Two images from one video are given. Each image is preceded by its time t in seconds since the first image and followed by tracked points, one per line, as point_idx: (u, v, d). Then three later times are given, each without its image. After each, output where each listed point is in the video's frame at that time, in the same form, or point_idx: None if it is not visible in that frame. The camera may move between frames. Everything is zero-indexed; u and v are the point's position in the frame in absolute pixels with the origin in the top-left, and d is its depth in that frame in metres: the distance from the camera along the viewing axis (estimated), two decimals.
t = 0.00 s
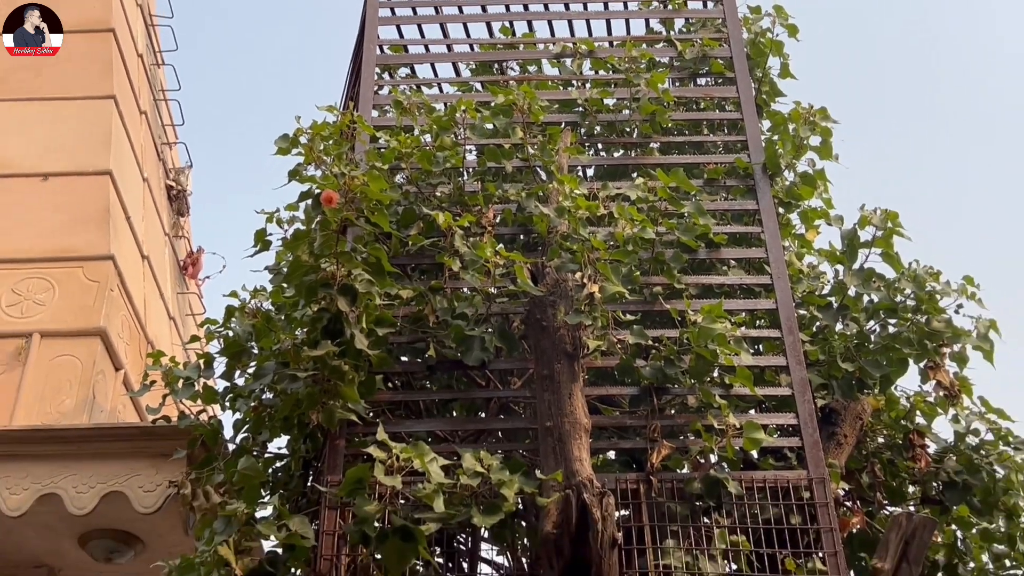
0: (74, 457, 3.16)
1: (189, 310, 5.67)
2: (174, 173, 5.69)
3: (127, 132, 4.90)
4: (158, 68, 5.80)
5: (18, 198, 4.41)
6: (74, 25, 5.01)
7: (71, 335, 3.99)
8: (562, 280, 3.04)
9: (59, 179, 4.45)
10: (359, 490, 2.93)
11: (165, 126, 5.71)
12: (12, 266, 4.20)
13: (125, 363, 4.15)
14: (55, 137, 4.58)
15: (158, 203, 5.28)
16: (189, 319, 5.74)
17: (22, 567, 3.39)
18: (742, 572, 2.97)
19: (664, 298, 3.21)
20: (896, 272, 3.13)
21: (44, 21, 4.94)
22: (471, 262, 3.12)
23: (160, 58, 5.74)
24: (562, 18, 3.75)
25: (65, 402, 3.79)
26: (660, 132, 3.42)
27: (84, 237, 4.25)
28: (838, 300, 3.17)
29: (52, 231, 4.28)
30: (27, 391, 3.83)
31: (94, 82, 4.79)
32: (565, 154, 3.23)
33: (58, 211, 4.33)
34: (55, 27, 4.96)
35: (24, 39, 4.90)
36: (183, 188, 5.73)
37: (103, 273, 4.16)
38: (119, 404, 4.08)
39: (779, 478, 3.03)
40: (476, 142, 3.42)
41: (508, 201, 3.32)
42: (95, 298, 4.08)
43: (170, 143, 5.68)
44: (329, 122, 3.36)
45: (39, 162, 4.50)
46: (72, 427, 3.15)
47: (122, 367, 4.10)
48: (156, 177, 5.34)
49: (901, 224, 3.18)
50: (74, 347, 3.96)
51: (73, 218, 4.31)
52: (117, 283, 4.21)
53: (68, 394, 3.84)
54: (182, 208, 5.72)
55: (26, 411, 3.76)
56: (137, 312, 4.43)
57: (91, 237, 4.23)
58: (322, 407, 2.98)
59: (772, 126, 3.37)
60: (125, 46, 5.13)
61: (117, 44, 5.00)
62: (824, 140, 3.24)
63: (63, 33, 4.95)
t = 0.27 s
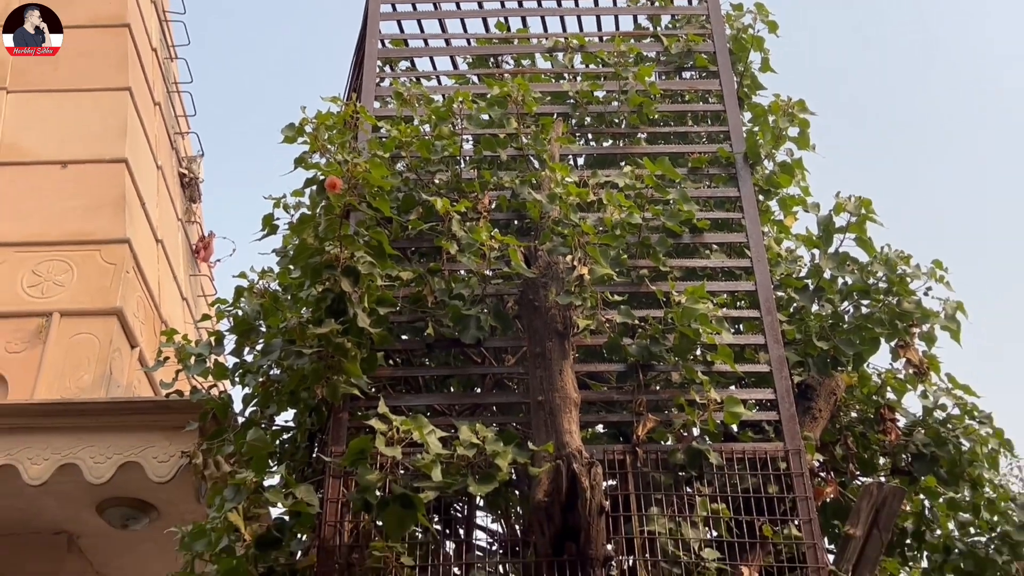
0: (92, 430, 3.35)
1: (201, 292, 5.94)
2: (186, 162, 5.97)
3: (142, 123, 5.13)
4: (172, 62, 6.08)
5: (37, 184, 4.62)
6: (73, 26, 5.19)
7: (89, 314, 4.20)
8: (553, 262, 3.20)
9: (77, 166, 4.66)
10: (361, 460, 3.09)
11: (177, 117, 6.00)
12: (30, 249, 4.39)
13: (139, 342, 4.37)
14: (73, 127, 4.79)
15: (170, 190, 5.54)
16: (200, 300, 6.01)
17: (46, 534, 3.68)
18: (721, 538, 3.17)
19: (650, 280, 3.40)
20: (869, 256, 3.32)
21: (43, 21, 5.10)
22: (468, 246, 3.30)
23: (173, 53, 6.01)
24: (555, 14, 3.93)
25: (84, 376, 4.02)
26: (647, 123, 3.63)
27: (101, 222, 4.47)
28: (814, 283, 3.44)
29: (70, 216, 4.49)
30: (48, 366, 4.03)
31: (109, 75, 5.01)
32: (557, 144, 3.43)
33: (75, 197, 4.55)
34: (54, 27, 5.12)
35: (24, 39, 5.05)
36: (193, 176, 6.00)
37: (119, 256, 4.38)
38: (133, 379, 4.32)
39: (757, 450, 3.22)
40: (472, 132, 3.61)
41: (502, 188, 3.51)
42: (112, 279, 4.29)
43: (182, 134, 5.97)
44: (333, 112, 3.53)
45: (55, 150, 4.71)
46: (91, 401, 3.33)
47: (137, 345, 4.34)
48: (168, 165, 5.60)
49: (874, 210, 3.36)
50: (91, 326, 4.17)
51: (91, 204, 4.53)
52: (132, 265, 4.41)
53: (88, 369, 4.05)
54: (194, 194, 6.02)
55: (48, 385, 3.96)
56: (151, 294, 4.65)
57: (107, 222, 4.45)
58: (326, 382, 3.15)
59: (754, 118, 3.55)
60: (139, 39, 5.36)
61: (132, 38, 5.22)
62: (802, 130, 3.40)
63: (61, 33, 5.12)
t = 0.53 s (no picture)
0: (109, 403, 3.54)
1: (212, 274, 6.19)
2: (199, 150, 6.19)
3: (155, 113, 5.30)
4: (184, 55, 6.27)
5: (54, 170, 4.82)
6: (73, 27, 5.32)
7: (106, 294, 4.41)
8: (546, 246, 3.39)
9: (92, 154, 4.85)
10: (364, 432, 3.27)
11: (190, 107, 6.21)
12: (50, 234, 4.60)
13: (154, 321, 4.58)
14: (89, 116, 4.97)
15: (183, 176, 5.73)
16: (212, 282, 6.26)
17: (63, 502, 3.87)
18: (703, 507, 3.36)
19: (638, 263, 3.59)
20: (845, 241, 3.51)
21: (43, 22, 5.22)
22: (465, 230, 3.48)
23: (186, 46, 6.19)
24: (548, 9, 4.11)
25: (101, 353, 4.22)
26: (635, 114, 3.82)
27: (116, 208, 4.67)
28: (792, 265, 3.62)
29: (87, 202, 4.69)
30: (67, 343, 4.25)
31: (124, 66, 5.18)
32: (550, 133, 3.61)
33: (93, 184, 4.74)
34: (53, 27, 5.25)
35: (24, 39, 5.19)
36: (205, 163, 6.23)
37: (134, 240, 4.57)
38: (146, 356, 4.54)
39: (738, 423, 3.41)
40: (469, 121, 3.78)
41: (498, 174, 3.68)
42: (127, 262, 4.49)
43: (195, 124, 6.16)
44: (337, 103, 3.73)
45: (71, 139, 4.89)
46: (107, 376, 3.51)
47: (152, 324, 4.54)
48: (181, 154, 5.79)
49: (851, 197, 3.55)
50: (108, 305, 4.38)
51: (107, 190, 4.72)
52: (146, 248, 4.62)
53: (105, 346, 4.27)
54: (205, 181, 6.26)
55: (68, 361, 4.19)
56: (165, 275, 4.86)
57: (122, 208, 4.65)
58: (330, 358, 3.33)
59: (736, 109, 3.74)
60: (153, 31, 5.52)
61: (145, 30, 5.38)
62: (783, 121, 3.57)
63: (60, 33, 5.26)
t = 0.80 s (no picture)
0: (118, 380, 3.67)
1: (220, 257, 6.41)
2: (206, 137, 6.32)
3: (162, 100, 5.45)
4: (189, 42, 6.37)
5: (67, 156, 4.97)
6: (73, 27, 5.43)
7: (114, 275, 4.55)
8: (541, 229, 3.52)
9: (103, 140, 5.00)
10: (365, 408, 3.38)
11: (196, 94, 6.33)
12: (62, 217, 4.75)
13: (162, 301, 4.71)
14: (99, 103, 5.13)
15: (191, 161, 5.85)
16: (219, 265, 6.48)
17: (75, 477, 4.00)
18: (692, 480, 3.48)
19: (630, 246, 3.73)
20: (830, 225, 3.64)
21: (44, 21, 5.34)
22: (463, 213, 3.63)
23: (192, 34, 6.30)
24: None
25: (110, 332, 4.35)
26: (628, 102, 3.94)
27: (127, 191, 4.82)
28: (779, 249, 3.77)
29: (98, 187, 4.84)
30: (77, 322, 4.39)
31: (132, 54, 5.32)
32: (545, 120, 3.74)
33: (104, 169, 4.89)
34: (53, 26, 5.37)
35: (24, 38, 5.32)
36: (211, 150, 6.36)
37: (142, 223, 4.72)
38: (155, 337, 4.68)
39: (725, 400, 3.55)
40: (466, 108, 3.89)
41: (494, 160, 3.80)
42: (135, 245, 4.63)
43: (201, 111, 6.28)
44: (338, 90, 3.85)
45: (83, 126, 5.04)
46: (116, 354, 3.64)
47: (159, 304, 4.67)
48: (188, 141, 5.94)
49: (835, 182, 3.67)
50: (116, 287, 4.52)
51: (117, 175, 4.87)
52: (154, 231, 4.76)
53: (114, 326, 4.39)
54: (212, 166, 6.41)
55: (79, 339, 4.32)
56: (171, 258, 4.99)
57: (133, 191, 4.80)
58: (332, 337, 3.44)
59: (726, 96, 3.86)
60: (160, 20, 5.65)
61: (152, 18, 5.51)
62: (770, 108, 3.69)
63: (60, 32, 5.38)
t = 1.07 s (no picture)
0: (128, 357, 3.79)
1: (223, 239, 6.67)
2: (210, 123, 6.62)
3: (169, 85, 5.67)
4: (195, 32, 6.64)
5: (76, 142, 5.21)
6: (71, 28, 5.60)
7: (123, 257, 4.78)
8: (536, 212, 3.64)
9: (112, 125, 5.24)
10: (366, 384, 3.50)
11: (201, 82, 6.62)
12: (74, 199, 4.99)
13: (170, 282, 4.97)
14: (108, 89, 5.36)
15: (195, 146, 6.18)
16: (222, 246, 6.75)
17: (87, 450, 4.15)
18: (681, 454, 3.61)
19: (622, 229, 3.86)
20: (816, 208, 3.77)
21: (44, 21, 5.52)
22: (461, 197, 3.76)
23: (197, 24, 6.57)
24: None
25: (121, 311, 4.59)
26: (621, 89, 4.07)
27: (136, 174, 5.07)
28: (767, 232, 3.94)
29: (108, 170, 5.08)
30: (88, 301, 4.63)
31: (140, 41, 5.55)
32: (540, 106, 3.82)
33: (114, 153, 5.14)
34: (53, 27, 5.55)
35: (24, 38, 5.46)
36: (215, 135, 6.65)
37: (150, 206, 4.96)
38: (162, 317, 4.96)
39: (712, 377, 3.72)
40: (464, 94, 4.01)
41: (491, 145, 3.94)
42: (143, 227, 4.87)
43: (205, 98, 6.57)
44: (340, 77, 3.97)
45: (93, 111, 5.28)
46: (126, 332, 3.76)
47: (168, 285, 4.94)
48: (194, 127, 6.22)
49: (820, 167, 3.81)
50: (126, 268, 4.76)
51: (127, 159, 5.11)
52: (162, 214, 5.01)
53: (123, 305, 4.64)
54: (216, 152, 6.69)
55: (90, 316, 4.58)
56: (178, 239, 5.27)
57: (141, 173, 5.04)
58: (335, 315, 3.55)
59: (716, 83, 3.97)
60: (165, 8, 5.87)
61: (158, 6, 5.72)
62: (758, 95, 3.81)
63: (60, 33, 5.55)
